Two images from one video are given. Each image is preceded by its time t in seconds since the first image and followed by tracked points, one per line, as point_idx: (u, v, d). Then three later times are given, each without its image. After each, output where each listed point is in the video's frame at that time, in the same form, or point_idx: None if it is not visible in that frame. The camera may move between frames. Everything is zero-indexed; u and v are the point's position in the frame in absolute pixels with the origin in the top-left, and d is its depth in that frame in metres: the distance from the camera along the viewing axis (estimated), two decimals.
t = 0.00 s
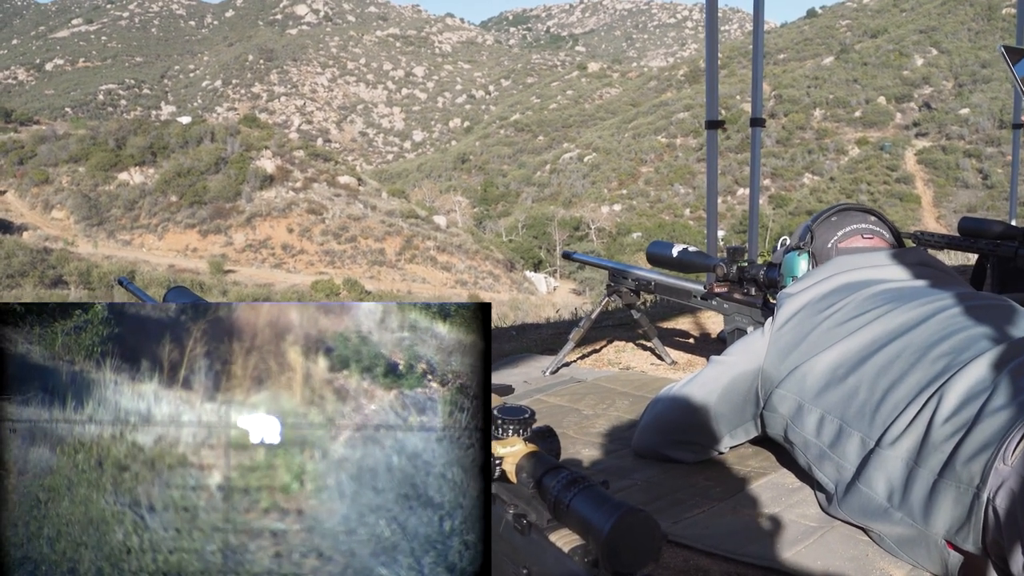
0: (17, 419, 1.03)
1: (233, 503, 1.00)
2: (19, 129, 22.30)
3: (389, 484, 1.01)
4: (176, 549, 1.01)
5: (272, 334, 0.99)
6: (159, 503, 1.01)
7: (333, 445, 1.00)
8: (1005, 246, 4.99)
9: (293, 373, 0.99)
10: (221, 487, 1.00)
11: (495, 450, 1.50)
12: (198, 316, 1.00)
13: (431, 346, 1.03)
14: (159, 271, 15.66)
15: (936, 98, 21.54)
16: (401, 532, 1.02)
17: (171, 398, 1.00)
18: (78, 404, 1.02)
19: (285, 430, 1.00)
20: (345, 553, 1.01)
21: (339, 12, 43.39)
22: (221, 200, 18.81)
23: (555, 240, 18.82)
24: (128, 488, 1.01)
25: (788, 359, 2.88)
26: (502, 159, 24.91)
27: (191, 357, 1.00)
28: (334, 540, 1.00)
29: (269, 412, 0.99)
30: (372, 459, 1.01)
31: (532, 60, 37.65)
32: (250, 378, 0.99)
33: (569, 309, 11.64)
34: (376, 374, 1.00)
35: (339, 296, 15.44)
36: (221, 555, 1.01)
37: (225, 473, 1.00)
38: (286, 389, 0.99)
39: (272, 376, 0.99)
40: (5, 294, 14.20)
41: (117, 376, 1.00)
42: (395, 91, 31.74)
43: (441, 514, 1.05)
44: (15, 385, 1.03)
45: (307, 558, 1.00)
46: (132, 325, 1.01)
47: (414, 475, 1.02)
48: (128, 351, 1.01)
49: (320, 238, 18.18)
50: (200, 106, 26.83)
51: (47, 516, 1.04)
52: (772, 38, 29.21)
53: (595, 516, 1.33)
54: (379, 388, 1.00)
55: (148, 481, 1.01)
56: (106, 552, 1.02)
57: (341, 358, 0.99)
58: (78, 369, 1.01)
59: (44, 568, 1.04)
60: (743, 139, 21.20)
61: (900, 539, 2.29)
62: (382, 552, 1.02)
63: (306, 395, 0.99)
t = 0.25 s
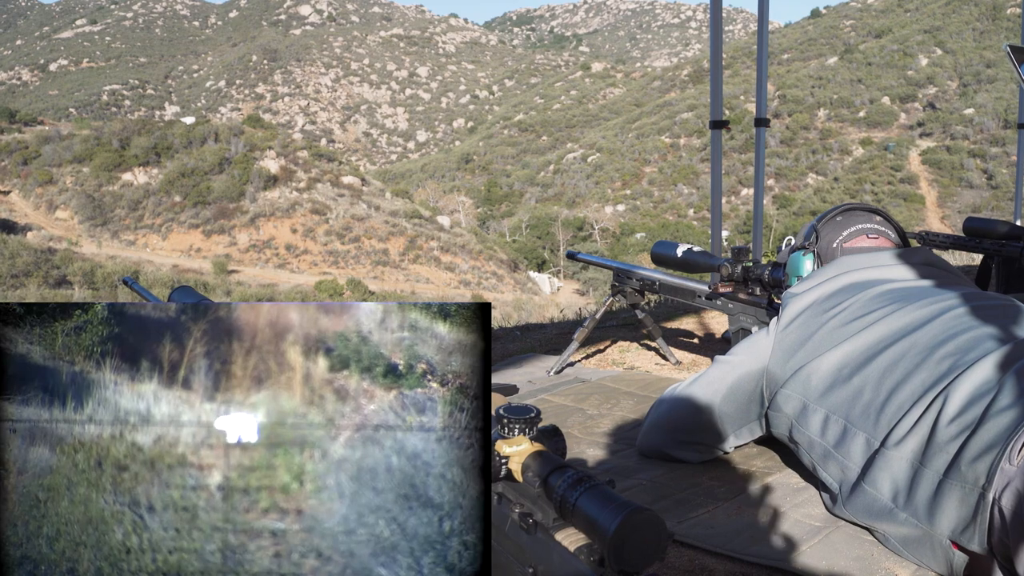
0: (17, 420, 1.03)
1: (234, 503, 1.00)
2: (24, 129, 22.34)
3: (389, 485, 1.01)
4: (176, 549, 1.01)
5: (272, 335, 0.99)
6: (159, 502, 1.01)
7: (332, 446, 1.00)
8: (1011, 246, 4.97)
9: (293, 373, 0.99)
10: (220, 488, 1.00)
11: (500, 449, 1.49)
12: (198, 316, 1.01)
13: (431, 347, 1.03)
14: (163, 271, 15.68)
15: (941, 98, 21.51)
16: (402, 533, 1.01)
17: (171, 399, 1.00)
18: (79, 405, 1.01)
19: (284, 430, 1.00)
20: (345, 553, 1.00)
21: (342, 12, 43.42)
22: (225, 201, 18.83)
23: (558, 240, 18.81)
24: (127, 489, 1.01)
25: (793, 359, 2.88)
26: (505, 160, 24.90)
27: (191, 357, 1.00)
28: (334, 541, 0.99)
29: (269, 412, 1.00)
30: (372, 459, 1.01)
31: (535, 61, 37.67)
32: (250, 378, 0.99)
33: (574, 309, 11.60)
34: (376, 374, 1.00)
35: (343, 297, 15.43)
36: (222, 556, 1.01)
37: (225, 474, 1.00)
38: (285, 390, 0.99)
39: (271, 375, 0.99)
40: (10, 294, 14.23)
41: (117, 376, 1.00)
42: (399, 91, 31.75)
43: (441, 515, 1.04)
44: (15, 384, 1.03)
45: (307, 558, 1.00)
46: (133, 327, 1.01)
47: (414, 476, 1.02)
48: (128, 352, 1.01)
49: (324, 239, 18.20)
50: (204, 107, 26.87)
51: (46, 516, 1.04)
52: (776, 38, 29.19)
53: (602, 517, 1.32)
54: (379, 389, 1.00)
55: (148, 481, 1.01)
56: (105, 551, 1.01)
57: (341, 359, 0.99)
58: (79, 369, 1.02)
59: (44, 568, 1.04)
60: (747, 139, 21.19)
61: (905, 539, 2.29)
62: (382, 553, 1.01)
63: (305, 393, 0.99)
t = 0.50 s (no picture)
0: (17, 419, 1.03)
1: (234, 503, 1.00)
2: (25, 128, 22.35)
3: (389, 486, 1.01)
4: (176, 549, 1.01)
5: (272, 335, 0.99)
6: (158, 503, 1.01)
7: (332, 445, 1.00)
8: (1011, 247, 4.98)
9: (293, 373, 1.00)
10: (220, 488, 1.01)
11: (500, 450, 1.49)
12: (197, 316, 1.01)
13: (431, 348, 1.03)
14: (163, 271, 15.67)
15: (941, 100, 21.53)
16: (401, 533, 1.02)
17: (169, 399, 1.00)
18: (79, 405, 1.01)
19: (284, 430, 1.00)
20: (345, 554, 1.00)
21: (344, 12, 43.39)
22: (226, 200, 18.81)
23: (560, 240, 18.81)
24: (128, 489, 1.01)
25: (793, 360, 2.88)
26: (506, 160, 24.88)
27: (191, 356, 1.00)
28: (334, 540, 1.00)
29: (270, 412, 1.00)
30: (372, 459, 1.01)
31: (537, 61, 37.69)
32: (250, 378, 1.00)
33: (576, 309, 11.63)
34: (374, 374, 1.00)
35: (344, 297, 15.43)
36: (222, 557, 1.01)
37: (225, 475, 1.01)
38: (285, 390, 1.00)
39: (271, 375, 0.99)
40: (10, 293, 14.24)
41: (116, 376, 1.00)
42: (401, 91, 31.76)
43: (442, 514, 1.04)
44: (14, 384, 1.03)
45: (307, 558, 1.00)
46: (132, 327, 1.01)
47: (414, 476, 1.02)
48: (127, 352, 1.01)
49: (325, 239, 18.20)
50: (205, 106, 26.87)
51: (47, 516, 1.04)
52: (778, 38, 29.21)
53: (601, 518, 1.32)
54: (379, 389, 1.00)
55: (147, 482, 1.01)
56: (104, 551, 1.01)
57: (340, 358, 1.00)
58: (77, 369, 1.01)
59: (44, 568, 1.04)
60: (748, 140, 21.21)
61: (905, 541, 2.29)
62: (382, 554, 1.01)
63: (305, 394, 1.00)
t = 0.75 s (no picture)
0: (16, 420, 1.02)
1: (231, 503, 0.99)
2: (22, 132, 22.34)
3: (390, 485, 1.00)
4: (176, 549, 0.99)
5: (272, 334, 0.99)
6: (159, 502, 1.00)
7: (333, 445, 0.99)
8: (1006, 252, 4.98)
9: (293, 372, 0.98)
10: (220, 488, 0.99)
11: (496, 457, 1.50)
12: (198, 315, 1.00)
13: (432, 347, 1.03)
14: (160, 275, 15.65)
15: (937, 104, 21.57)
16: (401, 532, 1.01)
17: (169, 398, 0.99)
18: (79, 405, 1.00)
19: (284, 429, 0.99)
20: (345, 555, 0.99)
21: (341, 15, 43.41)
22: (223, 204, 18.79)
23: (557, 244, 18.79)
24: (128, 489, 1.00)
25: (789, 365, 2.89)
26: (503, 164, 24.89)
27: (191, 356, 0.99)
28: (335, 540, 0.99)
29: (270, 412, 0.99)
30: (372, 459, 1.00)
31: (534, 65, 37.74)
32: (250, 378, 0.98)
33: (572, 314, 11.64)
34: (375, 373, 0.99)
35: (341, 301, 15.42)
36: (223, 557, 0.99)
37: (224, 476, 0.99)
38: (285, 390, 0.98)
39: (271, 375, 0.98)
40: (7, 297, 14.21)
41: (116, 375, 0.99)
42: (398, 95, 31.78)
43: (442, 515, 1.03)
44: (15, 385, 1.02)
45: (307, 559, 0.99)
46: (132, 327, 1.01)
47: (414, 475, 1.01)
48: (127, 351, 1.00)
49: (322, 242, 18.16)
50: (202, 110, 26.87)
51: (47, 516, 1.02)
52: (774, 43, 29.27)
53: (597, 524, 1.32)
54: (379, 389, 1.00)
55: (147, 482, 1.00)
56: (104, 550, 0.99)
57: (340, 356, 0.99)
58: (78, 368, 1.00)
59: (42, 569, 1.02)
60: (745, 144, 21.24)
61: (902, 546, 2.29)
62: (383, 554, 1.00)
63: (306, 393, 0.99)
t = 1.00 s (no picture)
0: (16, 419, 1.04)
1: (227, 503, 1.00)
2: (20, 137, 22.34)
3: (389, 484, 1.03)
4: (175, 547, 1.01)
5: (273, 334, 1.01)
6: (157, 502, 1.01)
7: (331, 445, 1.00)
8: (1004, 255, 4.99)
9: (292, 372, 1.00)
10: (218, 487, 1.00)
11: (492, 466, 1.51)
12: (198, 316, 1.02)
13: (431, 345, 1.05)
14: (159, 280, 15.66)
15: (935, 106, 21.59)
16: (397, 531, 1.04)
17: (170, 397, 1.00)
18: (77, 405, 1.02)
19: (285, 429, 1.00)
20: (343, 554, 1.02)
21: (339, 19, 43.43)
22: (221, 209, 18.79)
23: (555, 248, 18.75)
24: (125, 488, 1.01)
25: (786, 370, 2.89)
26: (502, 168, 24.90)
27: (191, 355, 1.01)
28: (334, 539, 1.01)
29: (269, 412, 1.00)
30: (371, 458, 1.02)
31: (532, 69, 37.76)
32: (251, 376, 1.00)
33: (569, 317, 11.65)
34: (375, 374, 1.02)
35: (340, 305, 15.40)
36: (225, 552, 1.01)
37: (224, 473, 1.00)
38: (284, 390, 1.00)
39: (271, 374, 1.00)
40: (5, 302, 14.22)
41: (115, 375, 1.01)
42: (396, 99, 31.81)
43: (439, 513, 1.06)
44: (14, 384, 1.05)
45: (305, 557, 1.01)
46: (134, 328, 1.02)
47: (413, 474, 1.04)
48: (127, 350, 1.02)
49: (320, 247, 18.16)
50: (200, 115, 26.91)
51: (45, 514, 1.04)
52: (772, 46, 29.31)
53: (593, 532, 1.32)
54: (378, 388, 1.02)
55: (146, 480, 1.01)
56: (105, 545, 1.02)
57: (341, 355, 1.01)
58: (77, 368, 1.03)
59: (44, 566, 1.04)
60: (743, 147, 21.26)
61: (899, 551, 2.30)
62: (380, 553, 1.03)
63: (306, 393, 1.00)
